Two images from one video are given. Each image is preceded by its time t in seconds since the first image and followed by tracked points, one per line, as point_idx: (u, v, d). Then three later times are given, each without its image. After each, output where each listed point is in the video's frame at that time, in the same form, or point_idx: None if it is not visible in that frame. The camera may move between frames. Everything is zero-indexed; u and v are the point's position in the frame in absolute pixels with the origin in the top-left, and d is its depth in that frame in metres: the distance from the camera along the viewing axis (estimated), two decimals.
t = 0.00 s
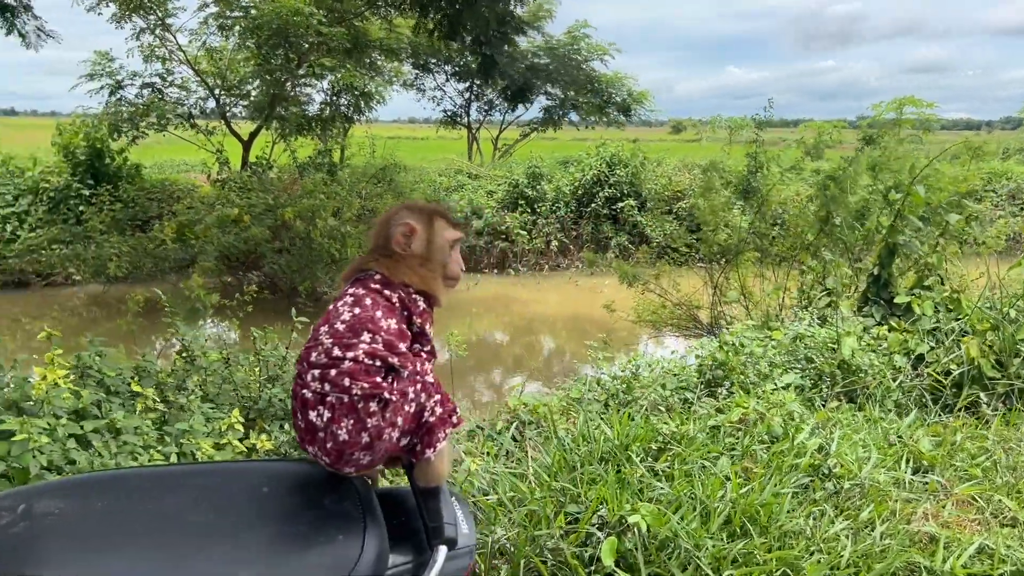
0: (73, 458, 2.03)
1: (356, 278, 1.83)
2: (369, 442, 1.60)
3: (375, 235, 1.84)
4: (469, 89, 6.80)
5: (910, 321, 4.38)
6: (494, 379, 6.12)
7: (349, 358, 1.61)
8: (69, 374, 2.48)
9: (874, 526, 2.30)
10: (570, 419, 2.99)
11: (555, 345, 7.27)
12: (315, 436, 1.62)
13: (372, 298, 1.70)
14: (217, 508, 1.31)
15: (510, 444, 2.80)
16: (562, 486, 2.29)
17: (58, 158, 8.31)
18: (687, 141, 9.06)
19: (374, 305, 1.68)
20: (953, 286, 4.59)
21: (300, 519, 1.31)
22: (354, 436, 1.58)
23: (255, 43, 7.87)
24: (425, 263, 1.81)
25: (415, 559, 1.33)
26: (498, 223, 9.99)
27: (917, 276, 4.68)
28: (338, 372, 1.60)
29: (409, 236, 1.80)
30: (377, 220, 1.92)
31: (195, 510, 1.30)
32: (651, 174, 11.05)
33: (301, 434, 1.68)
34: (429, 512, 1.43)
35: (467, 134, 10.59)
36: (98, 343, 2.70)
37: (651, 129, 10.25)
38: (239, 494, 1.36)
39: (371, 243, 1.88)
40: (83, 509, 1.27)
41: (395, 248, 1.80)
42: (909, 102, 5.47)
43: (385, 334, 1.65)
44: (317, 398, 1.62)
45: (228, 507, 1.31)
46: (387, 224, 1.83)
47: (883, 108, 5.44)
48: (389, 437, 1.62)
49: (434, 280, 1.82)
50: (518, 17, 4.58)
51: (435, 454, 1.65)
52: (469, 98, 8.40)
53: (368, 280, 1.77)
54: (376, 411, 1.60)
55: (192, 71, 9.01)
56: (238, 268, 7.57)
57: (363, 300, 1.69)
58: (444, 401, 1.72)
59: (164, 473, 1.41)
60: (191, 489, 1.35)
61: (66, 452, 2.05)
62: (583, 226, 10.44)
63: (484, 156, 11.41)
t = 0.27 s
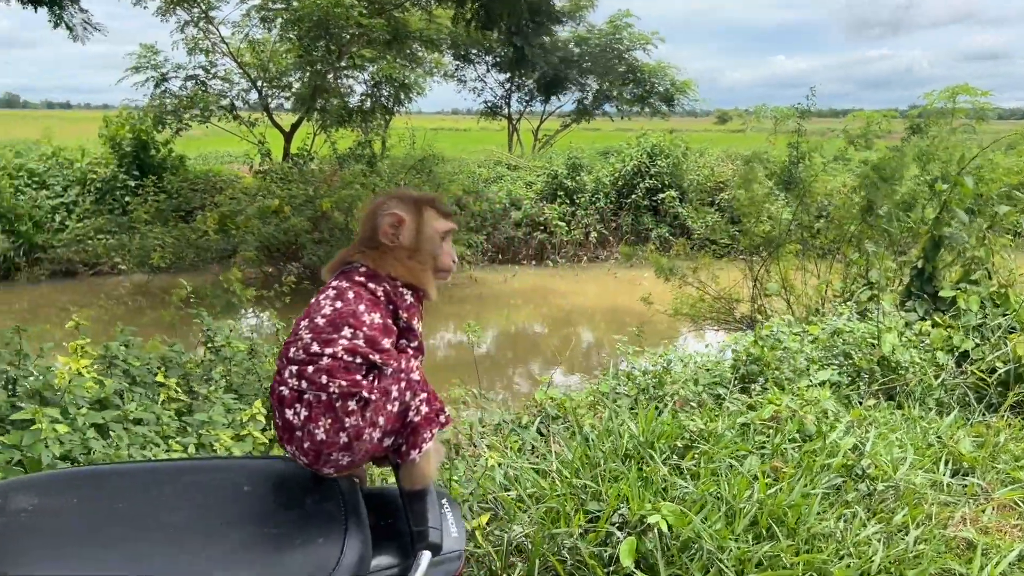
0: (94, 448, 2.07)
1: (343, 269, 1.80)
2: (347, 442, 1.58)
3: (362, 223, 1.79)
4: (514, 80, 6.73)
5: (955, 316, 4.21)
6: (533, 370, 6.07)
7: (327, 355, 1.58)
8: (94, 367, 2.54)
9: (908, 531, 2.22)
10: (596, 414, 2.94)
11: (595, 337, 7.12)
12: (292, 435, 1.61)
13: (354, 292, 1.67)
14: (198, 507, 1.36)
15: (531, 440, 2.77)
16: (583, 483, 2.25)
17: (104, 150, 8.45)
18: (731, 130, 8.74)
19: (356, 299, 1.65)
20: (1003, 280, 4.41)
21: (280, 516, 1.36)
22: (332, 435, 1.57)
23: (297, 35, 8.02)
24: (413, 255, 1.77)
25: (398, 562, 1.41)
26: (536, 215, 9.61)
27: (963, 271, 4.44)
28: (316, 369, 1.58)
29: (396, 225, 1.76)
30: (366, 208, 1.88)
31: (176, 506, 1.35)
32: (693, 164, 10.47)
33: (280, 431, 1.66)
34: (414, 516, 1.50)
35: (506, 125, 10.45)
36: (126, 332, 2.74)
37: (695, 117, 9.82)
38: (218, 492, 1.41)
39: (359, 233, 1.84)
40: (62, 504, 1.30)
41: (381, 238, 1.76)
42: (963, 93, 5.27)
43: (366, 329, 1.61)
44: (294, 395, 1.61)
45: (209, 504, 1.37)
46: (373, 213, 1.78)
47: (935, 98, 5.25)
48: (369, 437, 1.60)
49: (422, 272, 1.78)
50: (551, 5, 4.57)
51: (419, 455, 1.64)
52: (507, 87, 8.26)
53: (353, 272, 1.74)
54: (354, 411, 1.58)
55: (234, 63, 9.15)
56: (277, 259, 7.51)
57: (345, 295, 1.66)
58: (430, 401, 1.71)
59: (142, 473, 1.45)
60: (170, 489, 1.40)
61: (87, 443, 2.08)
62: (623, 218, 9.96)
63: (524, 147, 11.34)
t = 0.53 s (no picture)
0: (115, 440, 2.06)
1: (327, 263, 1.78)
2: (328, 446, 1.58)
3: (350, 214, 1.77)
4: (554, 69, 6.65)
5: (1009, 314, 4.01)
6: (573, 363, 5.99)
7: (306, 355, 1.58)
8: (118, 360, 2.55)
9: (948, 541, 2.12)
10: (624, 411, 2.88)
11: (635, 331, 6.98)
12: (271, 438, 1.61)
13: (336, 290, 1.65)
14: (178, 512, 1.47)
15: (556, 439, 2.73)
16: (606, 482, 2.20)
17: (150, 142, 8.67)
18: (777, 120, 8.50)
19: (339, 296, 1.64)
20: None
21: (254, 525, 1.44)
22: (310, 439, 1.57)
23: (339, 27, 8.09)
24: (402, 249, 1.74)
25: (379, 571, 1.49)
26: (577, 207, 9.40)
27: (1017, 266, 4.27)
28: (294, 370, 1.57)
29: (384, 218, 1.73)
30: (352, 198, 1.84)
31: (158, 510, 1.47)
32: (737, 155, 10.15)
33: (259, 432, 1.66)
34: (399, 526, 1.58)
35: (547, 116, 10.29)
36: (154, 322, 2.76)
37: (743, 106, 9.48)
38: (201, 499, 1.52)
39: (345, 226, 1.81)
40: (62, 504, 1.48)
41: (368, 231, 1.74)
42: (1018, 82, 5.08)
43: (348, 330, 1.61)
44: (273, 397, 1.60)
45: (189, 510, 1.47)
46: (361, 204, 1.75)
47: (992, 85, 5.00)
48: (350, 441, 1.60)
49: (412, 268, 1.76)
50: None
51: (405, 460, 1.66)
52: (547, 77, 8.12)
53: (337, 269, 1.72)
54: (334, 414, 1.58)
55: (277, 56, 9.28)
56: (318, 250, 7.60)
57: (327, 293, 1.64)
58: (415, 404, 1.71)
59: (145, 473, 1.60)
60: (162, 491, 1.53)
61: (109, 434, 2.10)
62: (665, 209, 9.74)
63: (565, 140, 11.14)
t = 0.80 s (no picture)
0: (137, 434, 2.02)
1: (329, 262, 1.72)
2: (325, 454, 1.50)
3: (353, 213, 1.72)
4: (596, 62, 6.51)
5: None
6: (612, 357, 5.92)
7: (303, 357, 1.49)
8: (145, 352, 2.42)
9: (994, 551, 2.03)
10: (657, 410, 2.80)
11: (676, 326, 6.87)
12: (267, 444, 1.54)
13: (335, 289, 1.58)
14: (169, 517, 1.37)
15: (586, 438, 2.68)
16: (635, 483, 2.15)
17: (195, 134, 8.86)
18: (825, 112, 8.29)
19: (339, 295, 1.56)
20: None
21: (249, 534, 1.34)
22: (306, 446, 1.49)
23: (380, 19, 8.09)
24: (408, 248, 1.69)
25: None
26: (617, 199, 9.29)
27: None
28: (291, 372, 1.49)
29: (390, 215, 1.68)
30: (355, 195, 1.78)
31: (148, 515, 1.37)
32: (783, 147, 9.89)
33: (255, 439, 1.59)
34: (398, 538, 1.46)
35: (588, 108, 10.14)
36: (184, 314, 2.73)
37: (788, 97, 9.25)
38: (195, 504, 1.42)
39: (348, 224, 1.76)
40: (48, 507, 1.39)
41: (372, 229, 1.68)
42: None
43: (349, 330, 1.52)
44: (268, 402, 1.53)
45: (180, 515, 1.38)
46: (365, 203, 1.70)
47: None
48: (349, 448, 1.51)
49: (416, 267, 1.70)
50: None
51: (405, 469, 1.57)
52: (588, 68, 7.98)
53: (339, 267, 1.65)
54: (332, 419, 1.49)
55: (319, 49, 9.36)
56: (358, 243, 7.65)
57: (326, 292, 1.56)
58: (420, 410, 1.62)
59: (137, 475, 1.51)
60: (154, 494, 1.44)
61: (135, 428, 2.04)
62: (707, 202, 9.55)
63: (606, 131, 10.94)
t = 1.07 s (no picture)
0: (166, 426, 1.93)
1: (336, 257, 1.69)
2: (323, 458, 1.46)
3: (362, 210, 1.69)
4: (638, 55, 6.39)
5: None
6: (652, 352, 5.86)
7: (301, 357, 1.45)
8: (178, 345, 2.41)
9: None
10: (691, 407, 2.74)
11: (717, 321, 6.75)
12: (264, 446, 1.50)
13: (337, 287, 1.53)
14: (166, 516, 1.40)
15: (618, 436, 2.63)
16: (664, 483, 2.11)
17: (239, 128, 9.01)
18: (872, 103, 8.04)
19: (340, 294, 1.52)
20: None
21: (246, 539, 1.36)
22: (304, 449, 1.45)
23: (421, 13, 8.02)
24: (417, 246, 1.67)
25: None
26: (659, 192, 9.10)
27: None
28: (288, 373, 1.45)
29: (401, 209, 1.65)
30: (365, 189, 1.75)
31: (146, 516, 1.39)
32: (828, 139, 9.61)
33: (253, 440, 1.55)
34: (398, 546, 1.46)
35: (629, 101, 9.98)
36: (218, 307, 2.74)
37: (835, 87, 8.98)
38: (194, 507, 1.44)
39: (357, 219, 1.72)
40: (49, 507, 1.41)
41: (382, 225, 1.66)
42: None
43: (349, 330, 1.48)
44: (266, 402, 1.49)
45: (179, 517, 1.40)
46: (374, 198, 1.67)
47: None
48: (348, 451, 1.48)
49: (425, 264, 1.66)
50: None
51: (407, 473, 1.56)
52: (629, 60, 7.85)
53: (344, 264, 1.61)
54: (331, 422, 1.45)
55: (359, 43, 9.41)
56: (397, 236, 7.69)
57: (328, 289, 1.52)
58: (423, 413, 1.58)
59: (138, 475, 1.54)
60: (153, 496, 1.46)
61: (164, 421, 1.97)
62: (750, 195, 9.33)
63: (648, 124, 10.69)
